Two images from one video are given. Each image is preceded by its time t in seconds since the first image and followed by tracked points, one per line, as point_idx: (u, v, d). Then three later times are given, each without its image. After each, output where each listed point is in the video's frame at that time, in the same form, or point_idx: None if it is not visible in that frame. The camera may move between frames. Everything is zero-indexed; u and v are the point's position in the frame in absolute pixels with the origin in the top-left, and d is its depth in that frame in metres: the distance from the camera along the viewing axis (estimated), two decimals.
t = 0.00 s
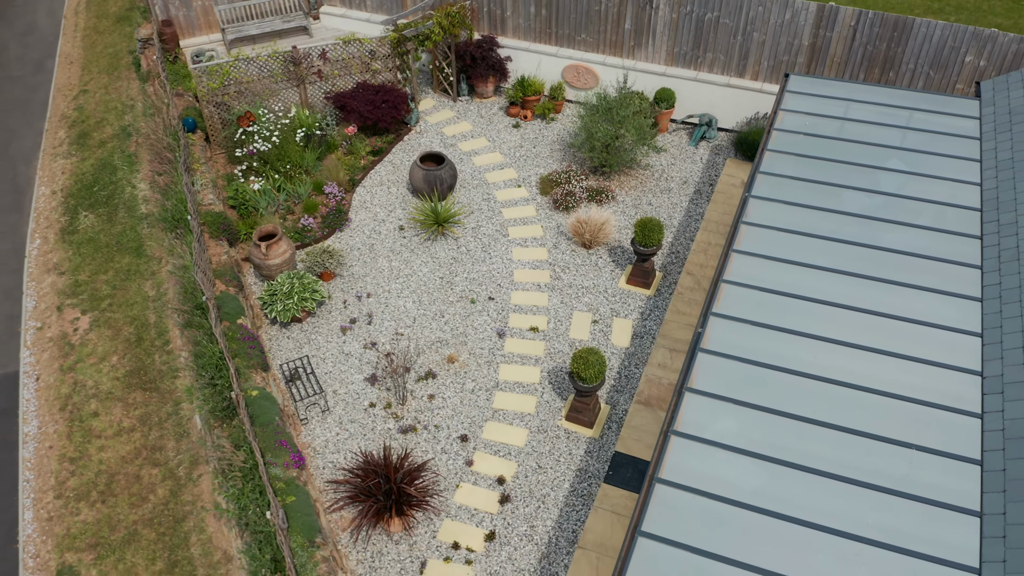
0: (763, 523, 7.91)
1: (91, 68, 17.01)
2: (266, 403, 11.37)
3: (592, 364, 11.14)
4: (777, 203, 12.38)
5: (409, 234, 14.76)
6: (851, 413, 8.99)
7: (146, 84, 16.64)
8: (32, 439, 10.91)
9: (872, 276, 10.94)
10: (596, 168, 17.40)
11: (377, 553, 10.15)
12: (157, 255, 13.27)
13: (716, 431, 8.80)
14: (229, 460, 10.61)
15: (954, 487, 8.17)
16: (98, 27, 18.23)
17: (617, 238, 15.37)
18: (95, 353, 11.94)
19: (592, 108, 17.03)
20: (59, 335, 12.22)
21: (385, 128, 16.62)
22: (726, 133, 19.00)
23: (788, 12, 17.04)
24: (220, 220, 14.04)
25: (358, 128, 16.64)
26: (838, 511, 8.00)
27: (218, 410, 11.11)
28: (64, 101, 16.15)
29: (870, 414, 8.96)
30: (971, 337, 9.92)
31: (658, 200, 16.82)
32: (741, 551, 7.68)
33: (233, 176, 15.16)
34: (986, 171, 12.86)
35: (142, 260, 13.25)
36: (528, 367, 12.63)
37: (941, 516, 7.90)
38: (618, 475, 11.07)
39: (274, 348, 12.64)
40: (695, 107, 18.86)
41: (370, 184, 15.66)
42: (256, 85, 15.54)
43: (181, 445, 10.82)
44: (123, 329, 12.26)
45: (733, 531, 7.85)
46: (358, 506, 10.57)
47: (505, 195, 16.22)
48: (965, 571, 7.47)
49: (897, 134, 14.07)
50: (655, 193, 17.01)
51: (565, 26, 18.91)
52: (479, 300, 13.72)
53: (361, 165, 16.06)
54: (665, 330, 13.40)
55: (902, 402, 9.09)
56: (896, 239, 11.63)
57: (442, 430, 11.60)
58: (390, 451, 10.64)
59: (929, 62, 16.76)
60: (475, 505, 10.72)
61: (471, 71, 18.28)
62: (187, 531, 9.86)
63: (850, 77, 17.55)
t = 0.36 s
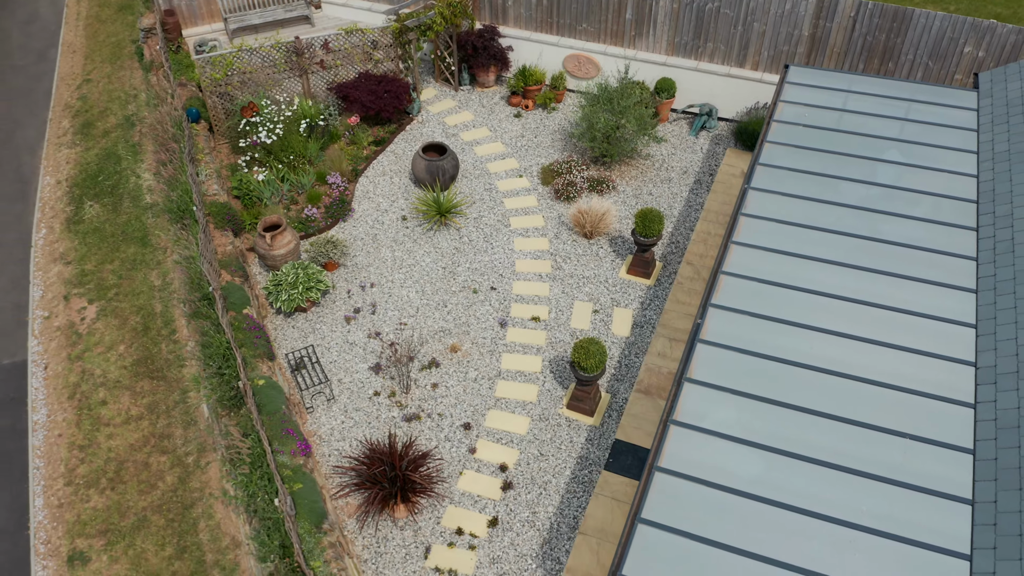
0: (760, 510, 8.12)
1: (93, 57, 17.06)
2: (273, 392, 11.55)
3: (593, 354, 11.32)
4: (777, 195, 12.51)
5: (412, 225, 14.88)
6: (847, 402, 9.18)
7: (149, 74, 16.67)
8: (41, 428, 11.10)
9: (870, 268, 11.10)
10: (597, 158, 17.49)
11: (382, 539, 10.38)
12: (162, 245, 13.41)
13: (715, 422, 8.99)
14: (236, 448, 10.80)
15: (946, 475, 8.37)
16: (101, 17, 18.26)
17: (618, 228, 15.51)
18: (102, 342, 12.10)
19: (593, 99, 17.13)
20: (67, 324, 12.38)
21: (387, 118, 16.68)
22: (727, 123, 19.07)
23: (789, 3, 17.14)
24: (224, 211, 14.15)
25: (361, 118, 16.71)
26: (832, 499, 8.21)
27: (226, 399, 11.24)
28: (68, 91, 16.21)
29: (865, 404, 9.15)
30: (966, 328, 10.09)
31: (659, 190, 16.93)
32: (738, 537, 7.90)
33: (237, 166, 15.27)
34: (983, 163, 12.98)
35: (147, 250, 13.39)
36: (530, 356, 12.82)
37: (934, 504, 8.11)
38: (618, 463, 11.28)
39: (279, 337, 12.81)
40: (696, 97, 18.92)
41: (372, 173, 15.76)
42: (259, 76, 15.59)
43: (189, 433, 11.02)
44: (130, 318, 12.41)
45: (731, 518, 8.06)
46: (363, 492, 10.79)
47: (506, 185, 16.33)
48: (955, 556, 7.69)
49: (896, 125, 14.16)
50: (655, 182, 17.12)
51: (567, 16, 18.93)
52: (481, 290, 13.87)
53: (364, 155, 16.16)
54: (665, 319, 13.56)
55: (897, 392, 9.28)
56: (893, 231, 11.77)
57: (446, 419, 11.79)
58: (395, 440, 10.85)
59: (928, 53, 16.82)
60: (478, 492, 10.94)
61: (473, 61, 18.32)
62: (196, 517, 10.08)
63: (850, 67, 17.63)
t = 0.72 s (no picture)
0: (753, 496, 8.33)
1: (94, 45, 17.11)
2: (277, 379, 11.76)
3: (591, 342, 11.50)
4: (774, 185, 12.63)
5: (412, 213, 15.01)
6: (840, 390, 9.37)
7: (150, 62, 16.71)
8: (48, 414, 11.30)
9: (864, 257, 11.26)
10: (596, 146, 17.58)
11: (384, 523, 10.62)
12: (165, 233, 13.54)
13: (710, 409, 9.18)
14: (240, 434, 10.96)
15: (936, 462, 8.57)
16: (102, 5, 18.29)
17: (616, 217, 15.64)
18: (107, 330, 12.27)
19: (592, 87, 17.19)
20: (72, 312, 12.53)
21: (388, 107, 16.76)
22: (726, 111, 19.14)
23: None
24: (227, 199, 14.25)
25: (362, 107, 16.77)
26: (824, 485, 8.41)
27: (230, 387, 11.39)
28: (69, 78, 16.26)
29: (858, 393, 9.34)
30: (958, 318, 10.26)
31: (657, 178, 17.04)
32: (732, 523, 8.11)
33: (239, 155, 15.36)
34: (978, 154, 13.09)
35: (150, 238, 13.52)
36: (529, 344, 13.00)
37: (923, 490, 8.31)
38: (616, 449, 11.50)
39: (282, 325, 12.98)
40: (695, 85, 18.98)
41: (373, 162, 15.86)
42: (260, 64, 15.64)
43: (193, 420, 11.22)
44: (134, 306, 12.57)
45: (724, 504, 8.27)
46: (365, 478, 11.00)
47: (506, 173, 16.45)
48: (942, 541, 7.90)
49: (892, 115, 14.26)
50: (654, 171, 17.23)
51: (566, 4, 18.94)
52: (481, 279, 14.03)
53: (365, 143, 16.25)
54: (663, 307, 13.74)
55: (889, 381, 9.46)
56: (888, 221, 11.92)
57: (446, 405, 12.00)
58: (397, 426, 11.06)
59: (926, 42, 16.88)
60: (478, 477, 11.16)
61: (473, 49, 18.35)
62: (201, 502, 10.31)
63: (848, 56, 17.69)
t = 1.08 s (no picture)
0: (744, 484, 8.56)
1: (94, 34, 17.17)
2: (279, 368, 11.99)
3: (588, 332, 11.70)
4: (768, 177, 12.79)
5: (412, 203, 15.15)
6: (829, 381, 9.59)
7: (150, 51, 16.77)
8: (54, 402, 11.52)
9: (856, 249, 11.44)
10: (594, 136, 17.69)
11: (384, 509, 10.87)
12: (167, 223, 13.68)
13: (703, 399, 9.41)
14: (244, 423, 11.13)
15: (923, 451, 8.79)
16: None
17: (614, 207, 15.80)
18: (111, 319, 12.45)
19: (589, 77, 17.30)
20: (76, 301, 12.70)
21: (387, 97, 16.84)
22: (723, 101, 19.24)
23: None
24: (229, 189, 14.38)
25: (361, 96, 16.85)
26: (813, 473, 8.64)
27: (234, 375, 11.59)
28: (70, 68, 16.35)
29: (847, 383, 9.56)
30: (947, 309, 10.46)
31: (654, 168, 17.16)
32: (724, 510, 8.33)
33: (239, 145, 15.45)
34: (970, 146, 13.24)
35: (153, 227, 13.67)
36: (527, 333, 13.21)
37: (910, 479, 8.53)
38: (612, 436, 11.76)
39: (284, 315, 13.16)
40: (692, 74, 19.07)
41: (373, 152, 15.97)
42: (260, 55, 15.71)
43: (197, 408, 11.44)
44: (137, 296, 12.75)
45: (716, 491, 8.50)
46: (366, 465, 11.24)
47: (505, 163, 16.57)
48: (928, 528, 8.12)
49: (886, 107, 14.39)
50: (651, 161, 17.35)
51: None
52: (480, 269, 14.21)
53: (364, 133, 16.34)
54: (659, 297, 13.94)
55: (878, 371, 9.68)
56: (880, 212, 12.08)
57: (445, 394, 12.22)
58: (396, 415, 11.30)
59: (921, 32, 16.97)
60: (476, 464, 11.41)
61: (472, 38, 18.40)
62: (206, 488, 10.56)
63: (844, 46, 17.78)
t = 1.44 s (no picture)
0: (729, 479, 8.84)
1: (94, 27, 17.31)
2: (278, 363, 12.27)
3: (580, 328, 11.97)
4: (759, 175, 13.00)
5: (409, 198, 15.34)
6: (814, 377, 9.86)
7: (150, 45, 16.89)
8: (58, 395, 11.78)
9: (843, 247, 11.67)
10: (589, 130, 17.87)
11: (382, 501, 11.17)
12: (168, 217, 13.87)
13: (690, 396, 9.68)
14: (245, 417, 11.42)
15: (903, 446, 9.05)
16: None
17: (608, 202, 16.02)
18: (113, 312, 12.68)
19: (585, 72, 17.46)
20: (78, 295, 12.92)
21: (384, 91, 16.98)
22: (717, 94, 19.38)
23: None
24: (228, 184, 14.49)
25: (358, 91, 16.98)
26: (796, 468, 8.91)
27: (234, 370, 11.80)
28: (70, 61, 16.52)
29: (831, 380, 9.82)
30: (931, 307, 10.69)
31: (649, 163, 17.33)
32: (709, 504, 8.61)
33: (239, 139, 15.60)
34: (958, 144, 13.45)
35: (154, 221, 13.86)
36: (522, 328, 13.47)
37: (890, 474, 8.80)
38: (604, 429, 12.06)
39: (283, 309, 13.39)
40: (687, 68, 19.20)
41: (370, 146, 16.12)
42: (259, 50, 15.83)
43: (199, 400, 11.70)
44: (139, 289, 12.97)
45: (702, 486, 8.78)
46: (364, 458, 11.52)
47: (501, 157, 16.74)
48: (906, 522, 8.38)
49: (877, 104, 14.57)
50: (646, 155, 17.52)
51: None
52: (476, 263, 14.43)
53: (362, 127, 16.48)
54: (652, 291, 14.19)
55: (861, 368, 9.94)
56: (868, 211, 12.30)
57: (442, 387, 12.50)
58: (393, 409, 11.57)
59: (914, 28, 17.14)
60: (471, 456, 11.71)
61: (469, 32, 18.51)
62: (208, 480, 10.85)
63: (837, 42, 17.98)
